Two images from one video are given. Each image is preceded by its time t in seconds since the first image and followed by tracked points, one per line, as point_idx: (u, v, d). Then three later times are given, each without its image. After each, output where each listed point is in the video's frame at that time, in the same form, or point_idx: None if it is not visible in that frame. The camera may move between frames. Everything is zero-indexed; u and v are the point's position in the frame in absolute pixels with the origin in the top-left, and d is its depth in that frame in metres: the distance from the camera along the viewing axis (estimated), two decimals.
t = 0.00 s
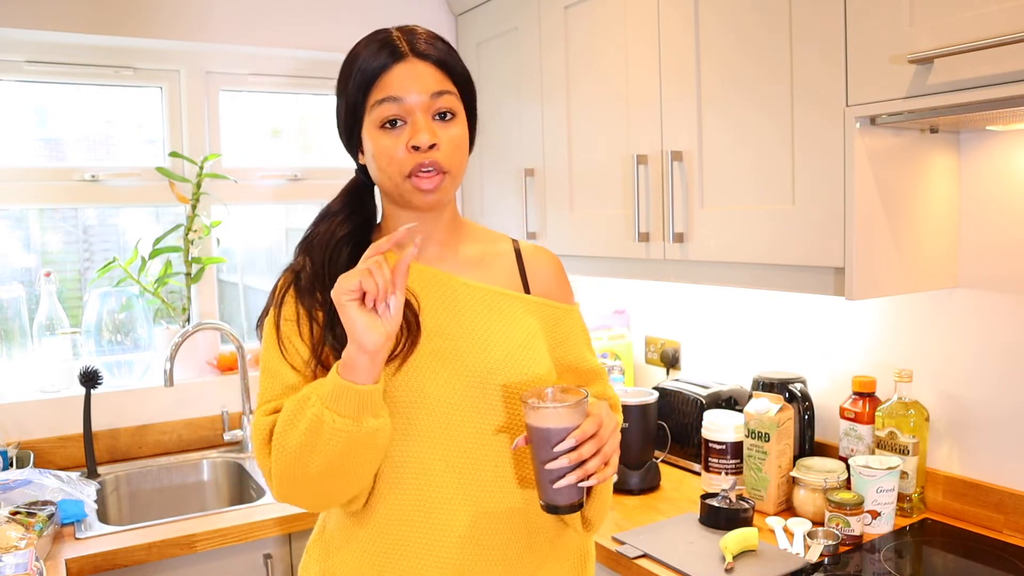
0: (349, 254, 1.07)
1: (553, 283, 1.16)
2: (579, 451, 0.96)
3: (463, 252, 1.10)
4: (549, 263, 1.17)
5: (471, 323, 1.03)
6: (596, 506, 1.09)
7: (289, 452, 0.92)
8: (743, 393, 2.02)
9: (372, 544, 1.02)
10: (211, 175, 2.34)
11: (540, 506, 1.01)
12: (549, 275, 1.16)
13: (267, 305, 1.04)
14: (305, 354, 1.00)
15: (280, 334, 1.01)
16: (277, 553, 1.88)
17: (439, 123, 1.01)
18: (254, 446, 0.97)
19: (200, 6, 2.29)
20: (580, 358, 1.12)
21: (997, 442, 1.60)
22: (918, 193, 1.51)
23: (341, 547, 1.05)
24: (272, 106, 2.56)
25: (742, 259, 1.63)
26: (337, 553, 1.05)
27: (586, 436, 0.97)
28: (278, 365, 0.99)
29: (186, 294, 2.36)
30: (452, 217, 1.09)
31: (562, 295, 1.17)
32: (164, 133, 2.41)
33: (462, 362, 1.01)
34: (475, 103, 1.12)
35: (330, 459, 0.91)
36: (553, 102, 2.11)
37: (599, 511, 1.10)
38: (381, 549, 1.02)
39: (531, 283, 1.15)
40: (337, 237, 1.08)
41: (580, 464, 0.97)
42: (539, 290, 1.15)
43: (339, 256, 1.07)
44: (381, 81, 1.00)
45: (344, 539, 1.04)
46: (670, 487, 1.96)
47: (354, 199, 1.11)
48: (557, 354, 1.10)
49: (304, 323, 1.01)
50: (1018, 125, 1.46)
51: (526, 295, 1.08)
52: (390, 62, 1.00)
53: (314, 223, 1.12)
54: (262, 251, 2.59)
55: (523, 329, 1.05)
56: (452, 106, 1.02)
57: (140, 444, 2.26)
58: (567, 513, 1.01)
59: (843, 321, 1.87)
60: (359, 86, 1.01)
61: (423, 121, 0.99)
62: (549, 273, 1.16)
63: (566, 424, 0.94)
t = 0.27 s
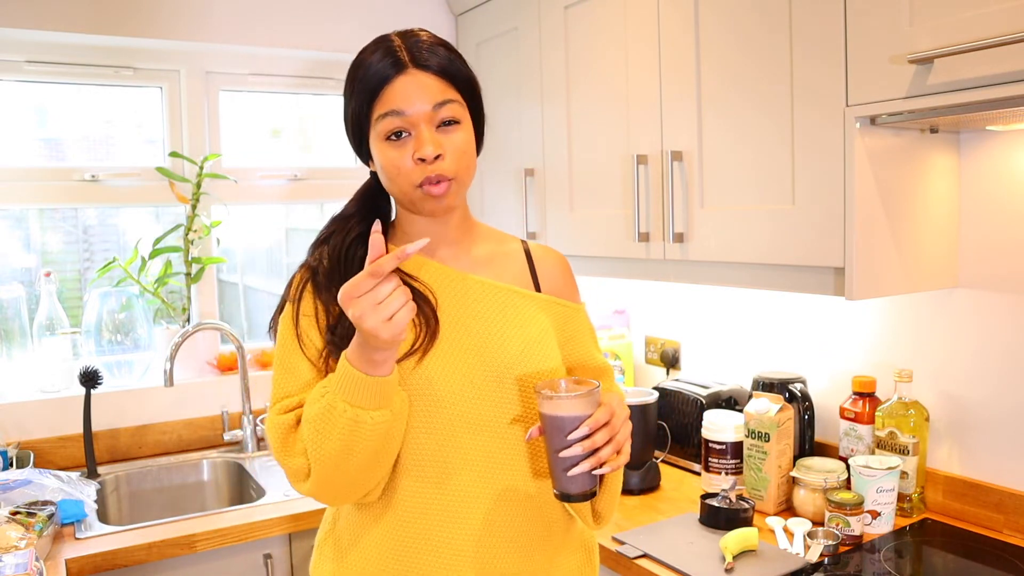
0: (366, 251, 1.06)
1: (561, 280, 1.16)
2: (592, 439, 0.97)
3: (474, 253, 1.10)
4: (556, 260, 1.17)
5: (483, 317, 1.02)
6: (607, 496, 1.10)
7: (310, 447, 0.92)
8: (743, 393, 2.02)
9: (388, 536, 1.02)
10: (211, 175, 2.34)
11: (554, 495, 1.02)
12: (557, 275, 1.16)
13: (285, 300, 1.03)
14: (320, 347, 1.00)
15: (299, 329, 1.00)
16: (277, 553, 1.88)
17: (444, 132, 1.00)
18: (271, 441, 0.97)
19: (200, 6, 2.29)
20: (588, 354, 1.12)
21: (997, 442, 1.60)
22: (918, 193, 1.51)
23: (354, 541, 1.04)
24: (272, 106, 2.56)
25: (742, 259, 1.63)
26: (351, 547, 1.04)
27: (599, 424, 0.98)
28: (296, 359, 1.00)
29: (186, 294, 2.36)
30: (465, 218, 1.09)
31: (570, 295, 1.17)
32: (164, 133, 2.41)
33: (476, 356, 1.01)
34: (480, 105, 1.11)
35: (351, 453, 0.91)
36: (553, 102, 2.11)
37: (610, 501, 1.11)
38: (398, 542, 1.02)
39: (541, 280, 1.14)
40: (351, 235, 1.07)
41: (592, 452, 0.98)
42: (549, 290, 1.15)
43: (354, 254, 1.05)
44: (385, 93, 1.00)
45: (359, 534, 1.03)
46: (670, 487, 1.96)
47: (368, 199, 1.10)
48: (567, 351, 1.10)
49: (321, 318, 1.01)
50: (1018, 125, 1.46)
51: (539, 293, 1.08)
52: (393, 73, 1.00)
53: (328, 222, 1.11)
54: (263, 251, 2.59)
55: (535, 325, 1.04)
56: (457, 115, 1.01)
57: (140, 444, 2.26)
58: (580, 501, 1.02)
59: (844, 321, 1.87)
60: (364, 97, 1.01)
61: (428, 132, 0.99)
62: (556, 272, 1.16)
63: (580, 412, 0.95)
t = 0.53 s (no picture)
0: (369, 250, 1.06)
1: (557, 282, 1.17)
2: (612, 435, 1.00)
3: (475, 255, 1.10)
4: (552, 262, 1.18)
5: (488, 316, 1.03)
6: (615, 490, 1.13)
7: (323, 450, 0.91)
8: (743, 393, 2.02)
9: (400, 540, 1.00)
10: (211, 175, 2.34)
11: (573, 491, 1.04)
12: (555, 279, 1.17)
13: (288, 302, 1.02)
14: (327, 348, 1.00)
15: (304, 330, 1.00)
16: (277, 553, 1.88)
17: (451, 135, 1.00)
18: (281, 445, 0.96)
19: (200, 6, 2.29)
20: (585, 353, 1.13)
21: (997, 442, 1.60)
22: (918, 193, 1.51)
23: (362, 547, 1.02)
24: (272, 106, 2.56)
25: (741, 259, 1.63)
26: (359, 555, 1.02)
27: (618, 420, 1.01)
28: (302, 362, 0.99)
29: (186, 294, 2.36)
30: (466, 221, 1.09)
31: (566, 296, 1.18)
32: (164, 133, 2.41)
33: (484, 355, 1.01)
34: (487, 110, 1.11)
35: (365, 454, 0.90)
36: (553, 101, 2.11)
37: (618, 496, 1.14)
38: (410, 547, 1.00)
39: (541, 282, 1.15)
40: (354, 235, 1.07)
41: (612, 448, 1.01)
42: (546, 290, 1.16)
43: (357, 253, 1.05)
44: (393, 92, 1.00)
45: (368, 541, 1.01)
46: (670, 487, 1.96)
47: (370, 198, 1.10)
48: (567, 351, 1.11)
49: (328, 319, 1.00)
50: (1018, 125, 1.46)
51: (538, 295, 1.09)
52: (403, 73, 1.00)
53: (329, 222, 1.11)
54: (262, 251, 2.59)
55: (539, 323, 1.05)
56: (464, 119, 1.01)
57: (140, 444, 2.26)
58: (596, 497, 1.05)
59: (844, 321, 1.87)
60: (372, 95, 1.01)
61: (435, 134, 0.99)
62: (554, 275, 1.17)
63: (601, 410, 0.98)
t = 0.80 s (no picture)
0: (374, 248, 1.06)
1: (552, 283, 1.19)
2: (633, 429, 1.03)
3: (476, 259, 1.11)
4: (547, 264, 1.19)
5: (496, 318, 1.03)
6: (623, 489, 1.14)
7: (340, 455, 0.89)
8: (743, 393, 2.02)
9: (416, 545, 0.98)
10: (211, 175, 2.34)
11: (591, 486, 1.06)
12: (550, 280, 1.19)
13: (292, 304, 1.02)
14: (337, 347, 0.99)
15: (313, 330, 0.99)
16: (278, 553, 1.88)
17: (449, 141, 1.00)
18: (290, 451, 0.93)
19: (200, 6, 2.29)
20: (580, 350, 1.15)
21: (997, 441, 1.61)
22: (918, 193, 1.51)
23: (372, 554, 1.00)
24: (272, 106, 2.56)
25: (741, 259, 1.64)
26: (367, 562, 1.00)
27: (638, 415, 1.03)
28: (312, 366, 0.98)
29: (186, 294, 2.36)
30: (467, 226, 1.09)
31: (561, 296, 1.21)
32: (164, 133, 2.41)
33: (496, 355, 1.01)
34: (488, 114, 1.10)
35: (386, 457, 0.89)
36: (553, 101, 2.11)
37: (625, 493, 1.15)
38: (423, 551, 0.98)
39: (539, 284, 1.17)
40: (359, 233, 1.07)
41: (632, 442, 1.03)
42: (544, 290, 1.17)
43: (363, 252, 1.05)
44: (391, 98, 1.00)
45: (377, 547, 0.99)
46: (670, 488, 1.96)
47: (370, 198, 1.11)
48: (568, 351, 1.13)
49: (339, 316, 1.00)
50: (1018, 125, 1.46)
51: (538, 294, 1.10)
52: (401, 78, 1.00)
53: (330, 222, 1.11)
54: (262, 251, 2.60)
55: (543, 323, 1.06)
56: (463, 125, 1.01)
57: (140, 444, 2.26)
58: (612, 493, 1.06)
59: (844, 321, 1.87)
60: (371, 99, 1.01)
61: (432, 141, 0.98)
62: (548, 276, 1.19)
63: (621, 405, 1.00)
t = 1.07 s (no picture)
0: (379, 247, 1.06)
1: (565, 289, 1.19)
2: (653, 430, 1.01)
3: (486, 261, 1.11)
4: (559, 271, 1.20)
5: (500, 322, 1.02)
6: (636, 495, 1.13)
7: (334, 463, 0.89)
8: (743, 393, 2.02)
9: (412, 550, 0.99)
10: (211, 175, 2.34)
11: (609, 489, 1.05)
12: (564, 287, 1.19)
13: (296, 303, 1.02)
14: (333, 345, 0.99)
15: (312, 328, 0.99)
16: (278, 553, 1.88)
17: (445, 143, 1.00)
18: (282, 457, 0.94)
19: (200, 6, 2.29)
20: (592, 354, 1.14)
21: (997, 441, 1.60)
22: (918, 193, 1.51)
23: (369, 557, 1.00)
24: (272, 106, 2.56)
25: (741, 259, 1.64)
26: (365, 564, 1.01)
27: (658, 416, 1.02)
28: (308, 365, 0.98)
29: (186, 294, 2.36)
30: (475, 227, 1.09)
31: (573, 303, 1.21)
32: (164, 133, 2.41)
33: (496, 363, 1.00)
34: (490, 111, 1.09)
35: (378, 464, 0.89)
36: (553, 102, 2.11)
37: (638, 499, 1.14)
38: (419, 557, 0.99)
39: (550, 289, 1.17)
40: (364, 232, 1.07)
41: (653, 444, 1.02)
42: (555, 296, 1.17)
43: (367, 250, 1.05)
44: (385, 103, 1.00)
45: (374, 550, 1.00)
46: (670, 488, 1.96)
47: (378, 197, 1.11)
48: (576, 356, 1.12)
49: (338, 313, 1.00)
50: (1018, 126, 1.46)
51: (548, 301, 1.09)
52: (393, 83, 1.00)
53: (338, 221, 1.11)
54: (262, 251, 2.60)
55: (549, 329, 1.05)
56: (458, 127, 1.01)
57: (140, 444, 2.26)
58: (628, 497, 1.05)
59: (844, 321, 1.87)
60: (367, 105, 1.02)
61: (427, 146, 0.98)
62: (560, 282, 1.19)
63: (641, 405, 0.99)
